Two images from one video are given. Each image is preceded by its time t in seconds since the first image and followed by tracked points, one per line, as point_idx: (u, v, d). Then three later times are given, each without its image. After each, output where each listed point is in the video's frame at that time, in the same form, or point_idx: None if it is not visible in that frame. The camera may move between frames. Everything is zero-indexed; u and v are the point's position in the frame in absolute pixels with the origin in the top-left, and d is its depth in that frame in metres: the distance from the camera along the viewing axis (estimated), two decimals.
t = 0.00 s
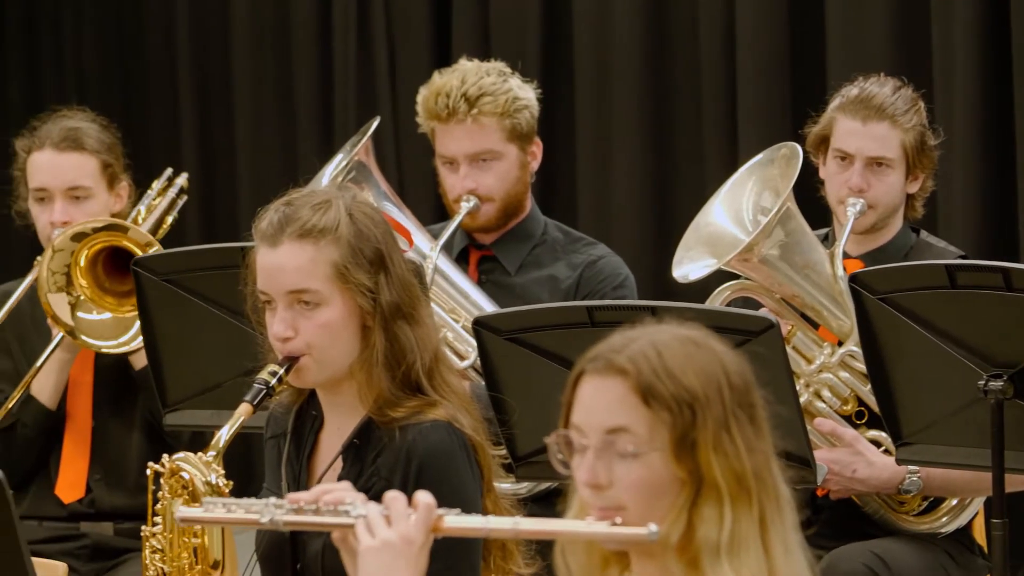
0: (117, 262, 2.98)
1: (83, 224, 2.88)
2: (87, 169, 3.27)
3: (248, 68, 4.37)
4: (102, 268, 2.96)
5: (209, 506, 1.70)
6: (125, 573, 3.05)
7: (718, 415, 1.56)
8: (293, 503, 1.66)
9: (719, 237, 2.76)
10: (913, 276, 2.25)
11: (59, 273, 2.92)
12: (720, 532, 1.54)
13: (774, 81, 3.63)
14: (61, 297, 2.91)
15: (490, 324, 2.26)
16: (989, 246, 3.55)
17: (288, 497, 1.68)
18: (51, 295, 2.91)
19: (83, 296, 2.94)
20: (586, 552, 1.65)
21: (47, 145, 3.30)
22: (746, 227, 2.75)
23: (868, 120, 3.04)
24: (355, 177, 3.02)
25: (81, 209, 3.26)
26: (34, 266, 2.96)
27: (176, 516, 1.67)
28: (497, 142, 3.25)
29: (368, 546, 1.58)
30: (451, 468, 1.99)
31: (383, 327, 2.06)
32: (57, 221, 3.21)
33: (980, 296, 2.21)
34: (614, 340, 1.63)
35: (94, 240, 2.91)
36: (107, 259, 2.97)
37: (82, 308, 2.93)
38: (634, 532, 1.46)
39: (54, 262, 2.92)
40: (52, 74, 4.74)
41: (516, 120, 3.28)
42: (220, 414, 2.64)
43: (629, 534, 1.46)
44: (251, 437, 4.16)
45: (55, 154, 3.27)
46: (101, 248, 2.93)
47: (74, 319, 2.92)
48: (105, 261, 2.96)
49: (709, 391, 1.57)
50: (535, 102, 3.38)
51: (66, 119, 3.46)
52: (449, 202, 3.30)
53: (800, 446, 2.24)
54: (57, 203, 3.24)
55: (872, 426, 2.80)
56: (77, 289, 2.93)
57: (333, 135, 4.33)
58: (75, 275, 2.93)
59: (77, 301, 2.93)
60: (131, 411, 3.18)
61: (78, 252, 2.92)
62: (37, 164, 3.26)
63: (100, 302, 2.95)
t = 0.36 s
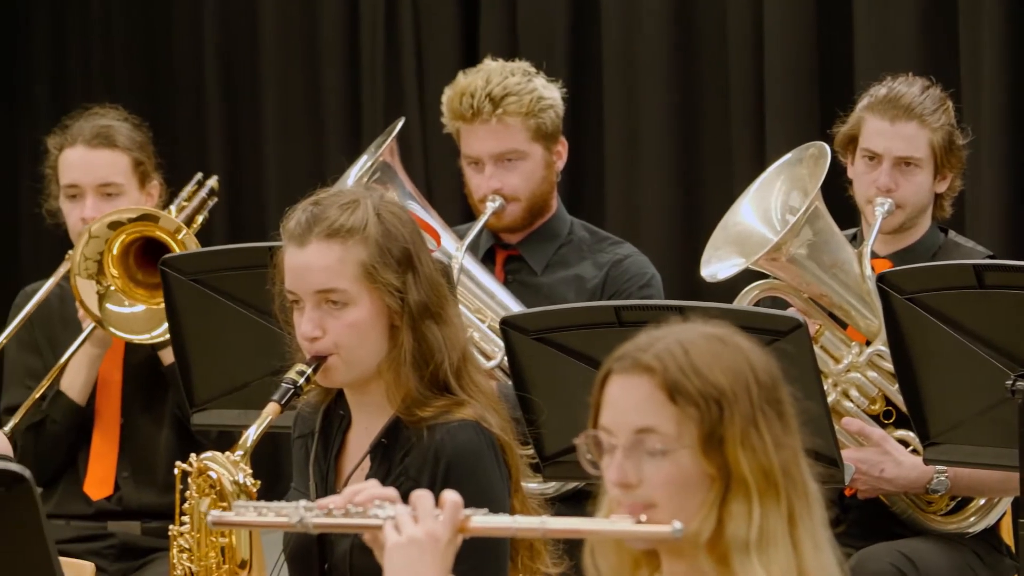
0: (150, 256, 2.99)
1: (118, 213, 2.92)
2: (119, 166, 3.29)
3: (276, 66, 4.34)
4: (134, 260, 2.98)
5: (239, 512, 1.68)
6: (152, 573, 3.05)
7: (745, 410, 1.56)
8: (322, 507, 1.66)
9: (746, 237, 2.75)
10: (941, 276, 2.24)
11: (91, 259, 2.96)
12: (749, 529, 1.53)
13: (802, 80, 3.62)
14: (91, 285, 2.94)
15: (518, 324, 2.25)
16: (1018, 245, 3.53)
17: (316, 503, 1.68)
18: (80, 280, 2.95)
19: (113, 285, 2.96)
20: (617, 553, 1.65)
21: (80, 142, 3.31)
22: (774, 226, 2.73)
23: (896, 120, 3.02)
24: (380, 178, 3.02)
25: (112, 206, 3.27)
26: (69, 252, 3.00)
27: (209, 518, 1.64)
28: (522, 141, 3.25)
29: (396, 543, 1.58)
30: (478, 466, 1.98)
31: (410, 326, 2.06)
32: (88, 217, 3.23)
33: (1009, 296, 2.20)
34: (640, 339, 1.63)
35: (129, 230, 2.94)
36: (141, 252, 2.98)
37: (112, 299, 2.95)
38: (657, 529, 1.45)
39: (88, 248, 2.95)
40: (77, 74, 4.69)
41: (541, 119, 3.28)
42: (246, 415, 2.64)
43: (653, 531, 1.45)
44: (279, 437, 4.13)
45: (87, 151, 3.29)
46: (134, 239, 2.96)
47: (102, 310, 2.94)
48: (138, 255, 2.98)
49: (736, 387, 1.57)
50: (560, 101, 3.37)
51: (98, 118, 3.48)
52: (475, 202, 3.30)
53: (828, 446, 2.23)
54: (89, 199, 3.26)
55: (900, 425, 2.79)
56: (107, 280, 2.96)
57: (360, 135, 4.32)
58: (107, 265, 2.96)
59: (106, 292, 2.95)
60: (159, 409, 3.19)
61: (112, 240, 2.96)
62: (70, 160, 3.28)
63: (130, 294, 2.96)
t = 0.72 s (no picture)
0: (174, 254, 3.00)
1: (144, 210, 2.94)
2: (142, 166, 3.30)
3: (299, 66, 4.35)
4: (158, 258, 2.99)
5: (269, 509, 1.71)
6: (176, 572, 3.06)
7: (767, 409, 1.56)
8: (351, 505, 1.67)
9: (767, 237, 2.74)
10: (964, 276, 2.23)
11: (116, 257, 2.97)
12: (771, 528, 1.53)
13: (824, 80, 3.61)
14: (114, 283, 2.96)
15: (541, 324, 2.26)
16: None
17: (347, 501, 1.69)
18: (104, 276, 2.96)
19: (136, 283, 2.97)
20: (638, 552, 1.65)
21: (103, 142, 3.32)
22: (794, 227, 2.73)
23: (915, 120, 3.00)
24: (402, 179, 3.02)
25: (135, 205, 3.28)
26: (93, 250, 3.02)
27: (238, 519, 1.67)
28: (543, 141, 3.25)
29: (423, 539, 1.58)
30: (501, 466, 1.98)
31: (433, 326, 2.07)
32: (111, 216, 3.24)
33: None
34: (662, 339, 1.63)
35: (154, 227, 2.95)
36: (165, 251, 3.00)
37: (135, 297, 2.96)
38: (680, 526, 1.46)
39: (113, 246, 2.97)
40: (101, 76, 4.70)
41: (562, 119, 3.28)
42: (270, 414, 2.64)
43: (676, 528, 1.46)
44: (303, 436, 4.13)
45: (112, 151, 3.30)
46: (159, 237, 2.96)
47: (126, 309, 2.95)
48: (162, 253, 2.99)
49: (758, 386, 1.57)
50: (581, 101, 3.37)
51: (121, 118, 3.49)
52: (495, 202, 3.29)
53: (851, 446, 2.22)
54: (113, 198, 3.27)
55: (921, 425, 2.80)
56: (131, 278, 2.97)
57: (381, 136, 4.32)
58: (132, 262, 2.97)
59: (130, 290, 2.96)
60: (184, 408, 3.21)
61: (137, 238, 2.96)
62: (94, 160, 3.29)
63: (155, 292, 2.97)
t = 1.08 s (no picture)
0: (195, 250, 3.03)
1: (167, 204, 2.95)
2: (164, 165, 3.32)
3: (319, 67, 4.35)
4: (179, 253, 3.01)
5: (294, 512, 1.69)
6: (195, 572, 3.06)
7: (787, 407, 1.56)
8: (374, 508, 1.67)
9: (787, 237, 2.73)
10: (985, 276, 2.22)
11: (137, 249, 2.99)
12: (791, 526, 1.53)
13: (845, 79, 3.60)
14: (135, 275, 2.97)
15: (561, 324, 2.26)
16: None
17: (369, 504, 1.69)
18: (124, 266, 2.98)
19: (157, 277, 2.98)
20: (658, 554, 1.66)
21: (125, 142, 3.33)
22: (814, 226, 2.72)
23: (934, 121, 2.99)
24: (424, 179, 3.02)
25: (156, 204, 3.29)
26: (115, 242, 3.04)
27: (264, 523, 1.66)
28: (565, 141, 3.25)
29: (442, 537, 1.59)
30: (522, 465, 1.98)
31: (454, 326, 2.07)
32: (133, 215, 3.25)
33: None
34: (682, 336, 1.63)
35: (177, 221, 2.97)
36: (186, 245, 3.02)
37: (155, 292, 2.98)
38: (698, 522, 1.46)
39: (135, 238, 2.99)
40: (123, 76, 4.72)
41: (584, 119, 3.28)
42: (291, 414, 2.63)
43: (693, 525, 1.46)
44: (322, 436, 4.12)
45: (133, 150, 3.31)
46: (181, 230, 2.98)
47: (145, 302, 2.97)
48: (183, 247, 3.01)
49: (778, 384, 1.57)
50: (602, 101, 3.37)
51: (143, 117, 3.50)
52: (517, 202, 3.30)
53: (871, 446, 2.21)
54: (134, 198, 3.28)
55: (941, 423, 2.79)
56: (152, 271, 2.99)
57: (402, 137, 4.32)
58: (153, 256, 2.99)
59: (150, 284, 2.98)
60: (205, 407, 3.22)
61: (159, 231, 2.98)
62: (115, 159, 3.30)
63: (174, 287, 2.99)
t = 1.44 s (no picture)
0: (218, 244, 3.03)
1: (192, 196, 2.97)
2: (187, 162, 3.33)
3: (340, 67, 4.36)
4: (202, 246, 3.01)
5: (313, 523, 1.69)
6: (217, 572, 3.06)
7: (799, 403, 1.56)
8: (391, 516, 1.67)
9: (810, 236, 2.72)
10: (1008, 276, 2.21)
11: (162, 238, 2.99)
12: (805, 521, 1.52)
13: (865, 79, 3.59)
14: (156, 263, 2.99)
15: (582, 323, 2.25)
16: None
17: (386, 512, 1.69)
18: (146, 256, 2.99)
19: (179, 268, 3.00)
20: (676, 559, 1.66)
21: (148, 138, 3.35)
22: (837, 226, 2.71)
23: (956, 121, 2.97)
24: (448, 179, 3.03)
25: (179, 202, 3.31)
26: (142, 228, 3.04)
27: (282, 534, 1.67)
28: (588, 141, 3.25)
29: (459, 541, 1.59)
30: (542, 465, 1.98)
31: (476, 326, 2.07)
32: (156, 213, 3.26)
33: None
34: (700, 335, 1.63)
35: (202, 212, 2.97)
36: (209, 239, 3.03)
37: (176, 283, 2.99)
38: (710, 516, 1.47)
39: (160, 226, 2.99)
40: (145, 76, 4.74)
41: (608, 119, 3.27)
42: (313, 414, 2.64)
43: (706, 520, 1.47)
44: (344, 435, 4.13)
45: (156, 147, 3.32)
46: (205, 223, 2.99)
47: (164, 293, 2.98)
48: (206, 240, 3.02)
49: (791, 381, 1.57)
50: (626, 101, 3.37)
51: (165, 115, 3.51)
52: (539, 201, 3.30)
53: (892, 446, 2.20)
54: (157, 195, 3.29)
55: (963, 423, 2.78)
56: (174, 262, 3.00)
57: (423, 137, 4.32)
58: (175, 246, 3.00)
59: (171, 275, 2.99)
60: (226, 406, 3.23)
61: (184, 222, 2.99)
62: (138, 156, 3.32)
63: (197, 279, 3.00)
